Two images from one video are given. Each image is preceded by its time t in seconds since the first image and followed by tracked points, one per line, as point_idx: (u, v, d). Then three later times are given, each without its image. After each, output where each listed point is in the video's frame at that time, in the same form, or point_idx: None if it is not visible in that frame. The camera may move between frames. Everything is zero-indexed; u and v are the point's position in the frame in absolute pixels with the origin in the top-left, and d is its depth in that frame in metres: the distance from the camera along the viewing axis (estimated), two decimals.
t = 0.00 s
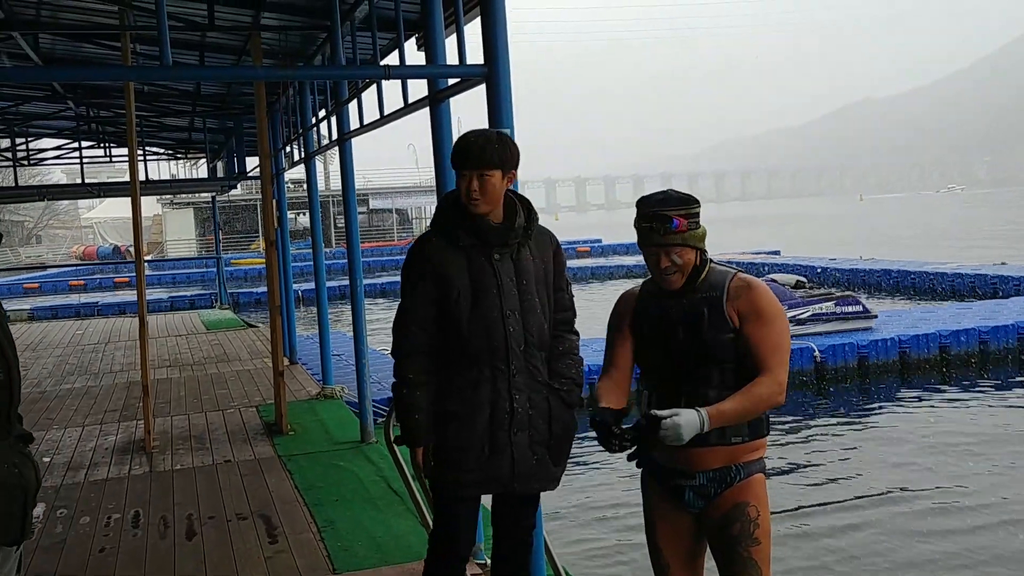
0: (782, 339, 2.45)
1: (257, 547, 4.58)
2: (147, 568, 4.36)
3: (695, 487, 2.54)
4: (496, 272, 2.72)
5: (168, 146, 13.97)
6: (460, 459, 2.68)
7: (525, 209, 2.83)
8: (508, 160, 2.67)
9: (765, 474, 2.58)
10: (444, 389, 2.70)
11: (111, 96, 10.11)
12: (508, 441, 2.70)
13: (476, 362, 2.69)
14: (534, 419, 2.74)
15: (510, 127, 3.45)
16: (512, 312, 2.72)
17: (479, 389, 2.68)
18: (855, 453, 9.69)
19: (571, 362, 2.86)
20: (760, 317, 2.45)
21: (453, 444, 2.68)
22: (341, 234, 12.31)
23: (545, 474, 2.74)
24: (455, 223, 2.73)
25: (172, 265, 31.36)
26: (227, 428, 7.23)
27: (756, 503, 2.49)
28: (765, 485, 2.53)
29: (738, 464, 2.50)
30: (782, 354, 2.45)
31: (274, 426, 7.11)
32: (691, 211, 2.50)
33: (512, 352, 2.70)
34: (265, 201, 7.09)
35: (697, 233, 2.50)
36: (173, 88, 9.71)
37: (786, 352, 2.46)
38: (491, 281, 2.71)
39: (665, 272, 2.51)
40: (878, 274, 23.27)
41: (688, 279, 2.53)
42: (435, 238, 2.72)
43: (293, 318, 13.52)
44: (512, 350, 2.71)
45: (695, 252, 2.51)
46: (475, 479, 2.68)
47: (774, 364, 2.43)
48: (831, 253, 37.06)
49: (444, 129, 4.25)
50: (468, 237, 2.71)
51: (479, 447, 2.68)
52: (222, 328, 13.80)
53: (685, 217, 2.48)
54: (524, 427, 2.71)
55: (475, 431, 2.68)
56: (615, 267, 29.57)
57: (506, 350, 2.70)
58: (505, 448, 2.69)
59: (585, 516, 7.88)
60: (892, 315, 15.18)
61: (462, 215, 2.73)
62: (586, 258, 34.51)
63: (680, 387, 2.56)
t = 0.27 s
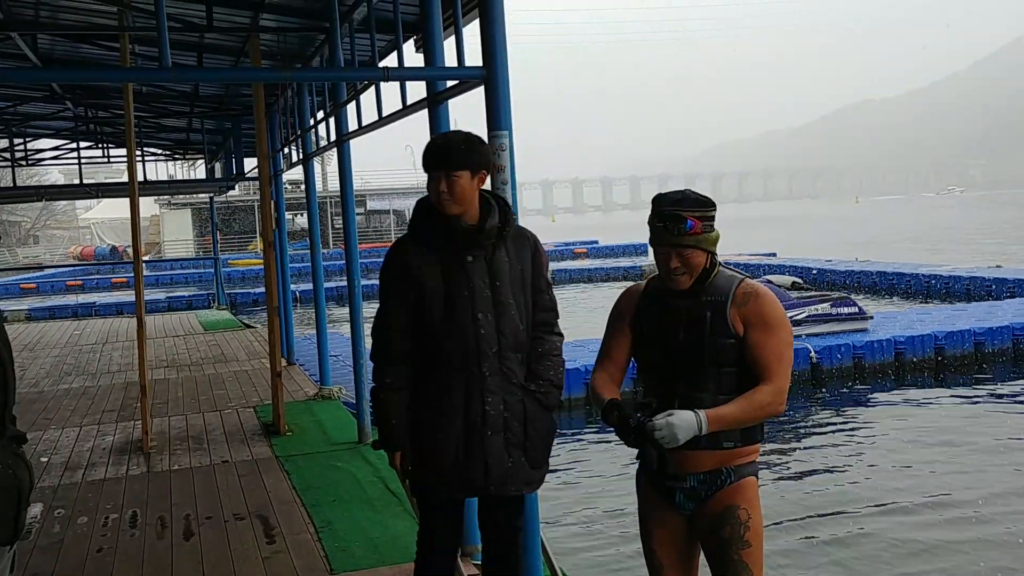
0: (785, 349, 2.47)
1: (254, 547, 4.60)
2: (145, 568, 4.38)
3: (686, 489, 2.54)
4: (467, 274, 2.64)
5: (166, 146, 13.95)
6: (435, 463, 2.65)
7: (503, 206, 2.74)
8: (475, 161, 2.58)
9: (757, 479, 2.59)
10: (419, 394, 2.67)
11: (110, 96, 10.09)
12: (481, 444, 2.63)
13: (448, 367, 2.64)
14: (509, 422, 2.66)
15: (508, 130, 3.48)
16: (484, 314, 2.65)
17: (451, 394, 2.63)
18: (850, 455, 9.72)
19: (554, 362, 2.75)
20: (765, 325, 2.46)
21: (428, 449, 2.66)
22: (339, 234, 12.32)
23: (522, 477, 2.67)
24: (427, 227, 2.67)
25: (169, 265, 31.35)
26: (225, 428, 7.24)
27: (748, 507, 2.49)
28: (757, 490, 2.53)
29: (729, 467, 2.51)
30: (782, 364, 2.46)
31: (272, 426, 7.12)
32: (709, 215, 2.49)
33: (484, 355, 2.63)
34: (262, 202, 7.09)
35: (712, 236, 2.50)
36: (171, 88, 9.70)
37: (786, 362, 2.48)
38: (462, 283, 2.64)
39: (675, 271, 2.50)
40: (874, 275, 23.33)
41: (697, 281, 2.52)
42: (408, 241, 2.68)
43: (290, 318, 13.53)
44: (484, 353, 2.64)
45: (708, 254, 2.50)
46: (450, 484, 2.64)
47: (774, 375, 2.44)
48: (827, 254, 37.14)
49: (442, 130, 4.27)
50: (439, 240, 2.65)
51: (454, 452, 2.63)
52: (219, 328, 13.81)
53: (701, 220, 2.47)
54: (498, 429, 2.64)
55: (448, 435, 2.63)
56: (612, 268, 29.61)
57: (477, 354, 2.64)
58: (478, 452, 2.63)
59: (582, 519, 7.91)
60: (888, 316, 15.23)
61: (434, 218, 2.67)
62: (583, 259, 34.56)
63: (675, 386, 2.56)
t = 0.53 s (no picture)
0: (785, 351, 2.47)
1: (253, 547, 4.60)
2: (144, 567, 4.38)
3: (686, 489, 2.55)
4: (416, 274, 2.55)
5: (164, 146, 13.96)
6: (388, 469, 2.59)
7: (463, 206, 2.62)
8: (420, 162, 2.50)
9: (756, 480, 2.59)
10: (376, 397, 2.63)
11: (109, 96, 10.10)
12: (425, 448, 2.53)
13: (400, 369, 2.57)
14: (456, 426, 2.54)
15: (508, 130, 3.49)
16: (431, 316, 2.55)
17: (400, 398, 2.57)
18: (848, 453, 9.73)
19: (513, 365, 2.60)
20: (766, 326, 2.47)
21: (382, 454, 2.61)
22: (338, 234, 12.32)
23: (469, 484, 2.55)
24: (382, 230, 2.62)
25: (167, 265, 31.33)
26: (223, 428, 7.23)
27: (747, 509, 2.50)
28: (757, 491, 2.54)
29: (729, 468, 2.51)
30: (781, 366, 2.46)
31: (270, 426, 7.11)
32: (715, 215, 2.51)
33: (428, 357, 2.53)
34: (262, 201, 7.10)
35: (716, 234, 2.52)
36: (171, 88, 9.71)
37: (785, 365, 2.49)
38: (411, 283, 2.56)
39: (679, 270, 2.52)
40: (871, 275, 23.37)
41: (700, 282, 2.54)
42: (367, 242, 2.65)
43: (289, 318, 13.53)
44: (430, 356, 2.54)
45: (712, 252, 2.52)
46: (402, 490, 2.57)
47: (772, 378, 2.45)
48: (825, 254, 37.18)
49: (442, 130, 4.28)
50: (392, 239, 2.60)
51: (403, 457, 2.56)
52: (217, 327, 13.82)
53: (706, 219, 2.49)
54: (444, 434, 2.54)
55: (398, 441, 2.57)
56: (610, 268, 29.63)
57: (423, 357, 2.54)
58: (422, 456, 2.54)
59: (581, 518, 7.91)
60: (885, 316, 15.26)
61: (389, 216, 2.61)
62: (581, 259, 34.58)
63: (673, 385, 2.57)
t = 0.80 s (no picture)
0: (788, 350, 2.45)
1: (254, 546, 4.59)
2: (145, 566, 4.37)
3: (689, 490, 2.54)
4: (392, 273, 2.49)
5: (164, 144, 13.93)
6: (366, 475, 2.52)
7: (446, 205, 2.55)
8: (390, 159, 2.43)
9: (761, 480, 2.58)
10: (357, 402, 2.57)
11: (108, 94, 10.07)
12: (394, 451, 2.43)
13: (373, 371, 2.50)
14: (422, 430, 2.42)
15: (510, 128, 3.47)
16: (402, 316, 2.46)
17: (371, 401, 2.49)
18: (850, 452, 9.73)
19: (488, 365, 2.44)
20: (767, 325, 2.46)
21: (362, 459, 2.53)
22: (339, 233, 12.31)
23: (435, 491, 2.40)
24: (366, 234, 2.59)
25: (167, 262, 31.31)
26: (223, 427, 7.22)
27: (751, 509, 2.48)
28: (761, 492, 2.53)
29: (733, 468, 2.50)
30: (783, 366, 2.44)
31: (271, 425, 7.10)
32: (719, 202, 2.54)
33: (396, 357, 2.44)
34: (262, 199, 7.09)
35: (718, 224, 2.53)
36: (171, 86, 9.69)
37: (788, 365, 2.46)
38: (386, 282, 2.50)
39: (677, 252, 2.53)
40: (871, 273, 23.37)
41: (695, 264, 2.54)
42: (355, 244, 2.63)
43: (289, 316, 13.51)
44: (397, 357, 2.45)
45: (713, 239, 2.53)
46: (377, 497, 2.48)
47: (774, 376, 2.42)
48: (825, 252, 37.18)
49: (443, 128, 4.26)
50: (374, 240, 2.56)
51: (376, 463, 2.47)
52: (217, 326, 13.80)
53: (707, 203, 2.52)
54: (410, 437, 2.42)
55: (372, 446, 2.49)
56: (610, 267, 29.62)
57: (392, 359, 2.46)
58: (390, 459, 2.44)
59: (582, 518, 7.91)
60: (886, 314, 15.26)
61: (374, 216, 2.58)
62: (581, 257, 34.57)
63: (675, 384, 2.56)
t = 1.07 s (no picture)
0: (789, 351, 2.44)
1: (255, 546, 4.59)
2: (147, 566, 4.37)
3: (689, 489, 2.54)
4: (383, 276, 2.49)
5: (165, 145, 13.94)
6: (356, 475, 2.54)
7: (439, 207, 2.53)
8: (377, 161, 2.42)
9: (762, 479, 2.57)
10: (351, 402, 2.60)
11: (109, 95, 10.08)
12: (376, 454, 2.44)
13: (361, 373, 2.51)
14: (401, 434, 2.40)
15: (511, 128, 3.47)
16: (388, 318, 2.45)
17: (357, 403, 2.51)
18: (851, 453, 9.72)
19: (467, 371, 2.37)
20: (767, 325, 2.45)
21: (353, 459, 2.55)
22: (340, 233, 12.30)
23: (410, 498, 2.38)
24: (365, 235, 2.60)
25: (168, 263, 31.31)
26: (225, 427, 7.22)
27: (752, 509, 2.47)
28: (762, 491, 2.52)
29: (733, 468, 2.49)
30: (781, 366, 2.43)
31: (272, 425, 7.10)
32: (721, 198, 2.55)
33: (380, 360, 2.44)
34: (262, 200, 7.09)
35: (720, 220, 2.53)
36: (172, 86, 9.70)
37: (787, 366, 2.45)
38: (377, 286, 2.50)
39: (678, 246, 2.53)
40: (873, 274, 23.36)
41: (696, 259, 2.53)
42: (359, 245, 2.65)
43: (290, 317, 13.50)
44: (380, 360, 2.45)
45: (715, 235, 2.53)
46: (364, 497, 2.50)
47: (775, 378, 2.42)
48: (826, 252, 37.17)
49: (444, 128, 4.26)
50: (371, 243, 2.57)
51: (361, 464, 2.49)
52: (218, 326, 13.80)
53: (709, 198, 2.52)
54: (390, 442, 2.41)
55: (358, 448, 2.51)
56: (611, 267, 29.60)
57: (376, 362, 2.46)
58: (374, 462, 2.44)
59: (584, 520, 7.91)
60: (887, 314, 15.25)
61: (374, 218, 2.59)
62: (582, 258, 34.57)
63: (675, 383, 2.56)
